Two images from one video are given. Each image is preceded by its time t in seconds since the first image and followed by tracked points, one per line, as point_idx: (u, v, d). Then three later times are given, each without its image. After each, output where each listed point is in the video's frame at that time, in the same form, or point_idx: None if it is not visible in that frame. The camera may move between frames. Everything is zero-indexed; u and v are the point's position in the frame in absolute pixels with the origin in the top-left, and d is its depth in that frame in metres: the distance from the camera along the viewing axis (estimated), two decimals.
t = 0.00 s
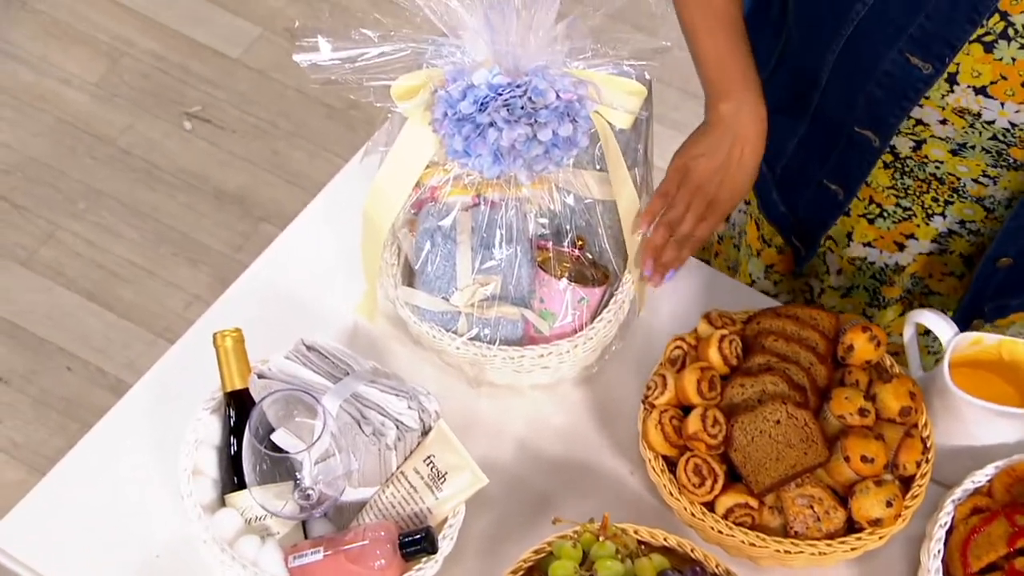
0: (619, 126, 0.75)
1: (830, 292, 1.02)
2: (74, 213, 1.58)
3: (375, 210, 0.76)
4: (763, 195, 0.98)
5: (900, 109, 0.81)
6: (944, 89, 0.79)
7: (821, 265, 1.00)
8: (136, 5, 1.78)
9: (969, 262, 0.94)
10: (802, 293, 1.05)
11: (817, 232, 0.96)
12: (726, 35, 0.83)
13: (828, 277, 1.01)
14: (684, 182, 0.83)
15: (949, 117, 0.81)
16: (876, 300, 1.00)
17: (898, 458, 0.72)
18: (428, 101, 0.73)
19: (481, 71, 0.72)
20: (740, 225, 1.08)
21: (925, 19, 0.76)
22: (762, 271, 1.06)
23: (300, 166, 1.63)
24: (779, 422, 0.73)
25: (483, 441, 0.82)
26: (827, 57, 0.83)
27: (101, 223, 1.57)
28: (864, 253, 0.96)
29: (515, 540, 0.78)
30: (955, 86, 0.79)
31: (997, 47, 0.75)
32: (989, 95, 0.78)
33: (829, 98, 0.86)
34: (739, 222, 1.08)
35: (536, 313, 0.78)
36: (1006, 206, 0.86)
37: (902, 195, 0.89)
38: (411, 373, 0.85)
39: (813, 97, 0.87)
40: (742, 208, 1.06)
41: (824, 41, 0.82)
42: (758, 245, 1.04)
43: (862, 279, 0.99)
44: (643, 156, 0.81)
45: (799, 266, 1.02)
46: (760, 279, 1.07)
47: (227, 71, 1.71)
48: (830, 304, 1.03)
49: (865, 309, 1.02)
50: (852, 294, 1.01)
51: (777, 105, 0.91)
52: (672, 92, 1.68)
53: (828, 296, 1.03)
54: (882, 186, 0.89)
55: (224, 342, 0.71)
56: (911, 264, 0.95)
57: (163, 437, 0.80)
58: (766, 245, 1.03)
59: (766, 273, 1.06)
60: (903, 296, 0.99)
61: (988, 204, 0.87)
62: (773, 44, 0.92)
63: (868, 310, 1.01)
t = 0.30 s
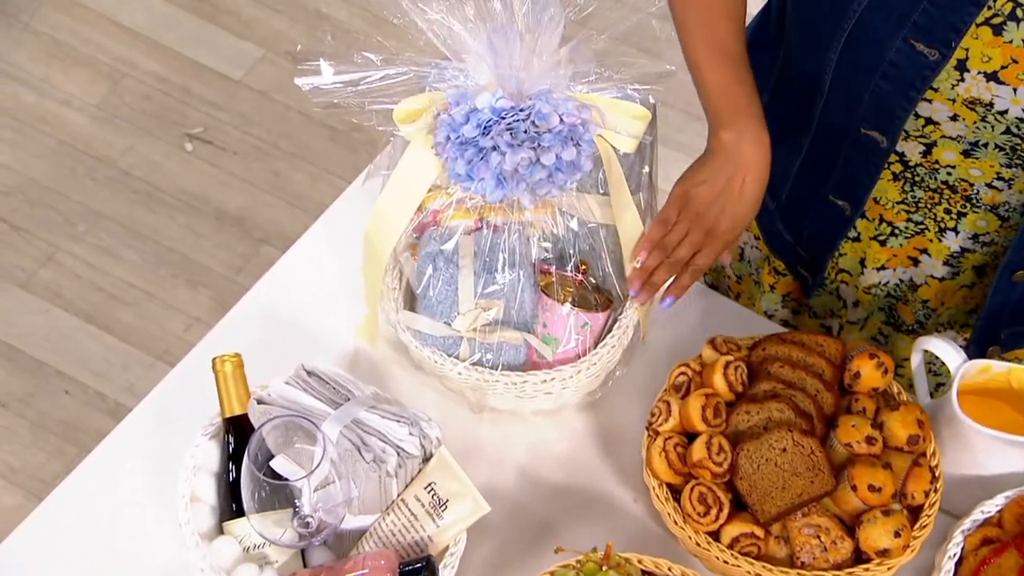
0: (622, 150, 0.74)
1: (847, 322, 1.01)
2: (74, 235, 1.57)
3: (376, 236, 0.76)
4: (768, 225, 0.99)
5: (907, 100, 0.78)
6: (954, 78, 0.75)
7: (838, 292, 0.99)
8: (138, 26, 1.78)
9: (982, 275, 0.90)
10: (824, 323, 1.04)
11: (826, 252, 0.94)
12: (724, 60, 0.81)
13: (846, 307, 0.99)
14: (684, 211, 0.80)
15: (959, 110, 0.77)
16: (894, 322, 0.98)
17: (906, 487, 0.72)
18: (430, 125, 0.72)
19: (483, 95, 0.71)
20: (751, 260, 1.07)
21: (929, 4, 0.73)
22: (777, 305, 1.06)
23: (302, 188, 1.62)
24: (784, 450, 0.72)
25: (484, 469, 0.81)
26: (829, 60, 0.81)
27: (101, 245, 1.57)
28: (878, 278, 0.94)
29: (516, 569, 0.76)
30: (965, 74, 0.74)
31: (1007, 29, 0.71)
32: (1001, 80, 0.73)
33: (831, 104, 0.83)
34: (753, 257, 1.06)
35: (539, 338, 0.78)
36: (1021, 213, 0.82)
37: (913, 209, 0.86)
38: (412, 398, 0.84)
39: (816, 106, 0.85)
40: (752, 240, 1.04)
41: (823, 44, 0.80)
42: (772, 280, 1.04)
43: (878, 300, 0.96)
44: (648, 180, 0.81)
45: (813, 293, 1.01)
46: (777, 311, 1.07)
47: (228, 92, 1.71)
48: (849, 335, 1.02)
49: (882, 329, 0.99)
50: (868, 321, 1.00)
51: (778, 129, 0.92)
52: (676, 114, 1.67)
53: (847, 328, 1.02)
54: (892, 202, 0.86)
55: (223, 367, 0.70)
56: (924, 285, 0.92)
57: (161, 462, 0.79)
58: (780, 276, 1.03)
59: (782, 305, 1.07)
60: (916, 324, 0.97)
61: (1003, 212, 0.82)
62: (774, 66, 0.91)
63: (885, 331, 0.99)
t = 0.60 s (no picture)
0: (624, 165, 0.73)
1: (865, 342, 0.99)
2: (70, 251, 1.56)
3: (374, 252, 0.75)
4: (781, 242, 0.95)
5: (917, 100, 0.76)
6: (963, 76, 0.74)
7: (852, 314, 0.97)
8: (137, 42, 1.78)
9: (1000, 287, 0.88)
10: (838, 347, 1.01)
11: (845, 266, 0.91)
12: (731, 111, 0.84)
13: (864, 328, 0.97)
14: (674, 244, 0.80)
15: (970, 109, 0.76)
16: (914, 338, 0.96)
17: (912, 507, 0.70)
18: (429, 139, 0.71)
19: (483, 109, 0.70)
20: (762, 281, 1.04)
21: (932, 3, 0.72)
22: (792, 325, 1.03)
23: (300, 204, 1.61)
24: (789, 469, 0.71)
25: (483, 489, 0.80)
26: (832, 67, 0.79)
27: (97, 262, 1.56)
28: (894, 290, 0.92)
29: None
30: (974, 70, 0.74)
31: (1013, 22, 0.70)
32: (1011, 74, 0.73)
33: (837, 112, 0.82)
34: (765, 277, 1.03)
35: (538, 354, 0.76)
36: None
37: (927, 217, 0.85)
38: (411, 416, 0.82)
39: (822, 115, 0.83)
40: (763, 259, 1.02)
41: (826, 52, 0.78)
42: (786, 300, 1.01)
43: (898, 315, 0.95)
44: (648, 195, 0.80)
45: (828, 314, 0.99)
46: (793, 331, 1.03)
47: (227, 108, 1.70)
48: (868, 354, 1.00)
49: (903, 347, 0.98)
50: (888, 336, 0.98)
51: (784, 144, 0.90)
52: (677, 130, 1.66)
53: (865, 347, 0.99)
54: (905, 211, 0.85)
55: (217, 384, 0.69)
56: (943, 296, 0.91)
57: (156, 480, 0.78)
58: (795, 294, 1.00)
59: (799, 325, 1.03)
60: (936, 339, 0.95)
61: (1020, 214, 0.81)
62: (773, 83, 0.89)
63: (905, 346, 0.97)
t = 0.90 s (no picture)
0: (623, 168, 0.72)
1: (878, 347, 0.97)
2: (62, 262, 1.55)
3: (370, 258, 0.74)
4: (792, 244, 0.92)
5: (939, 93, 0.75)
6: (985, 66, 0.74)
7: (865, 319, 0.94)
8: (132, 50, 1.76)
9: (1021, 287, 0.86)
10: (848, 357, 0.99)
11: (862, 265, 0.88)
12: (735, 117, 0.83)
13: (876, 333, 0.95)
14: (675, 250, 0.78)
15: (992, 100, 0.75)
16: (928, 348, 0.93)
17: (920, 519, 0.69)
18: (424, 142, 0.70)
19: (480, 112, 0.68)
20: (772, 289, 1.02)
21: None
22: (800, 333, 1.01)
23: (297, 213, 1.59)
24: (793, 480, 0.69)
25: (480, 501, 0.78)
26: (847, 64, 0.77)
27: (90, 272, 1.54)
28: (909, 293, 0.90)
29: None
30: (996, 60, 0.73)
31: None
32: None
33: (854, 109, 0.80)
34: (771, 285, 1.02)
35: (536, 362, 0.75)
36: None
37: (945, 214, 0.83)
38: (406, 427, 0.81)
39: (836, 114, 0.81)
40: (769, 266, 1.01)
41: (841, 48, 0.77)
42: (795, 306, 0.99)
43: (910, 321, 0.92)
44: (648, 201, 0.78)
45: (840, 320, 0.97)
46: (802, 340, 1.01)
47: (223, 116, 1.69)
48: (880, 361, 0.97)
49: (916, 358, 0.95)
50: (901, 343, 0.95)
51: (792, 145, 0.87)
52: (680, 140, 1.65)
53: (878, 353, 0.96)
54: (923, 209, 0.83)
55: (209, 394, 0.67)
56: (960, 300, 0.88)
57: (145, 489, 0.76)
58: (805, 300, 0.98)
59: (806, 332, 1.01)
60: (953, 346, 0.92)
61: None
62: (781, 82, 0.87)
63: (917, 361, 0.94)
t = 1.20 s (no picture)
0: (622, 171, 0.70)
1: (879, 345, 0.92)
2: (52, 273, 1.53)
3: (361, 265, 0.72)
4: (795, 241, 0.89)
5: (942, 80, 0.73)
6: (990, 55, 0.71)
7: (865, 319, 0.90)
8: (125, 57, 1.74)
9: None
10: (847, 358, 0.94)
11: (866, 260, 0.84)
12: (744, 97, 0.81)
13: (877, 331, 0.90)
14: (692, 235, 0.77)
15: (996, 91, 0.73)
16: (929, 346, 0.89)
17: (927, 534, 0.67)
18: (417, 145, 0.68)
19: (475, 113, 0.67)
20: (776, 291, 0.99)
21: None
22: (801, 330, 0.96)
23: (292, 224, 1.57)
24: (796, 493, 0.67)
25: (474, 515, 0.76)
26: (851, 51, 0.76)
27: (81, 284, 1.52)
28: (911, 289, 0.86)
29: None
30: (1001, 49, 0.71)
31: None
32: None
33: (856, 98, 0.78)
34: (775, 286, 0.98)
35: (533, 372, 0.73)
36: None
37: (948, 208, 0.79)
38: (399, 439, 0.79)
39: (838, 103, 0.79)
40: (774, 266, 0.97)
41: (845, 35, 0.75)
42: (794, 304, 0.94)
43: (911, 317, 0.88)
44: (649, 206, 0.76)
45: (839, 320, 0.93)
46: (801, 337, 0.97)
47: (217, 125, 1.66)
48: (881, 360, 0.92)
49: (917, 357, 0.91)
50: (902, 340, 0.91)
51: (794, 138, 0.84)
52: (682, 150, 1.63)
53: (878, 351, 0.92)
54: (924, 203, 0.80)
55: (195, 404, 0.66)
56: (962, 297, 0.84)
57: (130, 502, 0.74)
58: (805, 297, 0.93)
59: (806, 329, 0.97)
60: (955, 344, 0.88)
61: None
62: (781, 72, 0.85)
63: (919, 357, 0.90)
